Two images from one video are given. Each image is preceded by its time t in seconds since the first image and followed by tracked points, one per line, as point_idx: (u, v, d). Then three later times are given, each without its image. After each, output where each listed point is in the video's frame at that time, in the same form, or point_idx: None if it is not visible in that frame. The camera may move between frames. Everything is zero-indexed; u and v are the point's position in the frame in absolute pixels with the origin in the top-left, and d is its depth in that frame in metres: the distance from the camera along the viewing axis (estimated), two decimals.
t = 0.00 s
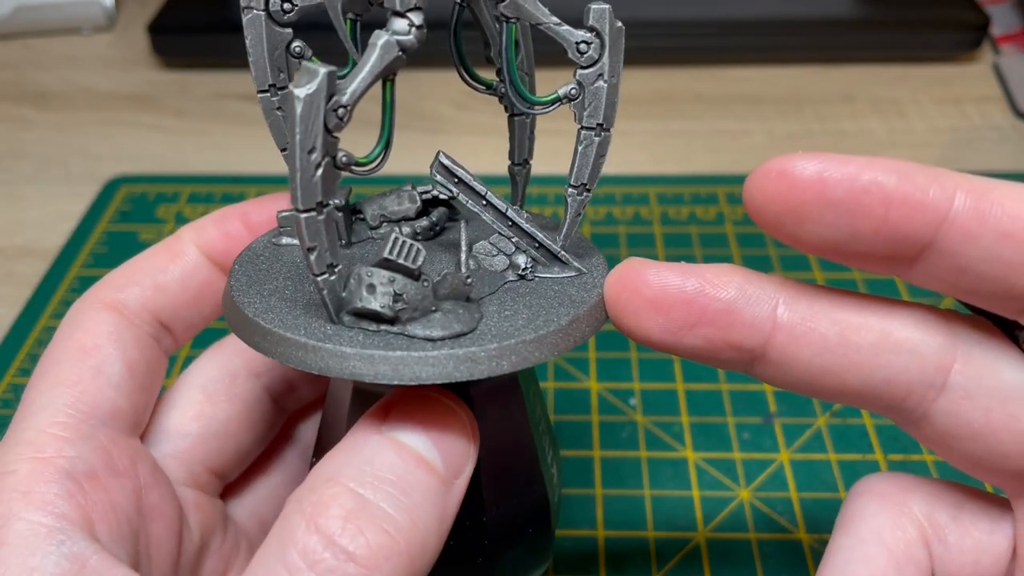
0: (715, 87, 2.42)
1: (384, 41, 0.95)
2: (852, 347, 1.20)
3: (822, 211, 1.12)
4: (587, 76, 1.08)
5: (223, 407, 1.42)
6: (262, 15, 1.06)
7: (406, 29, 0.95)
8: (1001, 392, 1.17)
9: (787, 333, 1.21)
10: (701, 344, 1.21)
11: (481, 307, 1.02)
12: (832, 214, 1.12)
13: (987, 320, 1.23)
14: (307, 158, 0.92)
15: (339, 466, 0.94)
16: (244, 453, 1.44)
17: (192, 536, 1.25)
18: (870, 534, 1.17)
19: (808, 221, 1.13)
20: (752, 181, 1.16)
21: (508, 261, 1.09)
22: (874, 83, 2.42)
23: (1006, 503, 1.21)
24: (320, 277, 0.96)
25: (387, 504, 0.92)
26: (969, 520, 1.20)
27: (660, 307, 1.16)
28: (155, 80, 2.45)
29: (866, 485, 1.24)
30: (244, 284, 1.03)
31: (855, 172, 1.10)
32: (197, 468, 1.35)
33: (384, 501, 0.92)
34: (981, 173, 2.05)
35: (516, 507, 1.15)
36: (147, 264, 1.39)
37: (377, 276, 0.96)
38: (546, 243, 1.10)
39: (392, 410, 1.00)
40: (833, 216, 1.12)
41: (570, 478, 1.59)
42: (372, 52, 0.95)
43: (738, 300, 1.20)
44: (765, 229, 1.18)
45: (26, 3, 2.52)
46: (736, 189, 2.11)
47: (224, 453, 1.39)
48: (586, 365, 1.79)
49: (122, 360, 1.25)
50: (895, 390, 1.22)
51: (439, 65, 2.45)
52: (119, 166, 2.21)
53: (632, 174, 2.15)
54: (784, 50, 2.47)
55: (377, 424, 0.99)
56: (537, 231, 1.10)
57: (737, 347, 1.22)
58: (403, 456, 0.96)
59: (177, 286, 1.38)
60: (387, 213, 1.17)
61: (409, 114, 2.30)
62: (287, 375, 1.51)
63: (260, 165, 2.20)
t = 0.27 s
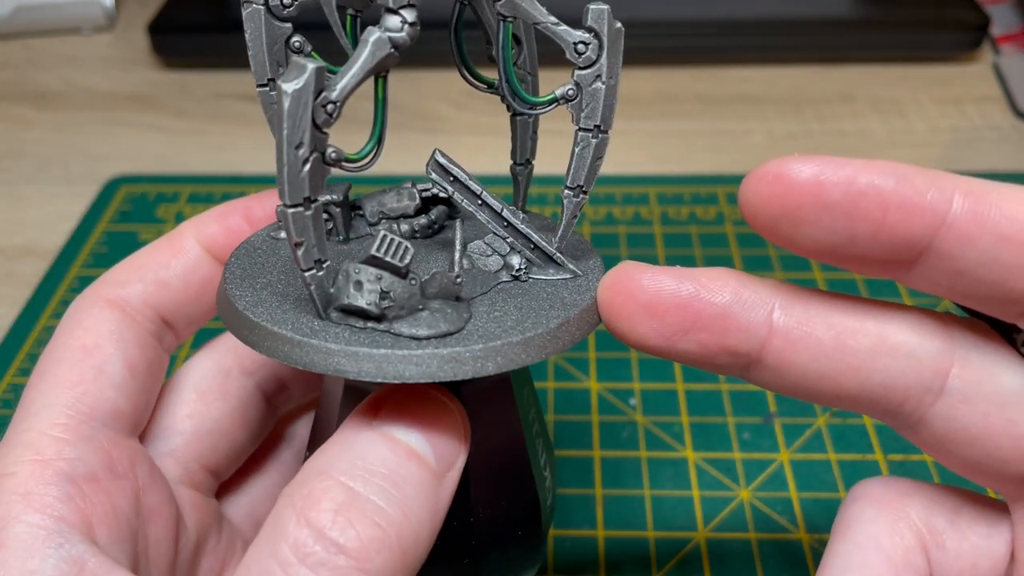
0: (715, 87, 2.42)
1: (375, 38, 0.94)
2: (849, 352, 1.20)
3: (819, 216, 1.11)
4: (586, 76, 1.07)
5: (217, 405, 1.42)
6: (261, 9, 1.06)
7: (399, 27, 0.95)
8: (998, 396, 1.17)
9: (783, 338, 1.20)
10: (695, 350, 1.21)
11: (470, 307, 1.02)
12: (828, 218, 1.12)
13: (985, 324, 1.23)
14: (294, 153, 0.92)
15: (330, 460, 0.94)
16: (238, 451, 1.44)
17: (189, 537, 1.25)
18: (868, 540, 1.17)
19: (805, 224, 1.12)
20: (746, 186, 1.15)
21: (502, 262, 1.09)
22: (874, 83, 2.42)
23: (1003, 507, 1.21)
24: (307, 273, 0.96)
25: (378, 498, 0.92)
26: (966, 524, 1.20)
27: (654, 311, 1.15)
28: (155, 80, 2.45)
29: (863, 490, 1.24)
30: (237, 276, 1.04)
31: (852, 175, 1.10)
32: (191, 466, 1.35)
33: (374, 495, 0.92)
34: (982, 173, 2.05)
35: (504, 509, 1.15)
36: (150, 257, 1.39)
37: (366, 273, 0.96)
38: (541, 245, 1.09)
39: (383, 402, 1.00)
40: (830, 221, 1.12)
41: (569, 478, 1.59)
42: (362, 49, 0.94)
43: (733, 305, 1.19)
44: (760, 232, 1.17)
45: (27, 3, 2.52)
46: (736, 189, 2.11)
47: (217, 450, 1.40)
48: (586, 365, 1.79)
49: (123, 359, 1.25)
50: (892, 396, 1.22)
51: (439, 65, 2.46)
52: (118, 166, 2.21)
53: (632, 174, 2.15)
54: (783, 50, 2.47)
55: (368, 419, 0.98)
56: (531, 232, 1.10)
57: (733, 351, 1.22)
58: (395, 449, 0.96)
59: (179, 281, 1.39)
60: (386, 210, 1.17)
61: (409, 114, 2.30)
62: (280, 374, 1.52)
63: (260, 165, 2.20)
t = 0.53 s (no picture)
0: (715, 87, 2.42)
1: (374, 35, 0.94)
2: (847, 354, 1.20)
3: (817, 218, 1.12)
4: (586, 78, 1.07)
5: (219, 406, 1.42)
6: (265, 8, 1.06)
7: (398, 25, 0.94)
8: (997, 398, 1.17)
9: (782, 340, 1.21)
10: (693, 352, 1.21)
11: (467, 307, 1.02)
12: (827, 219, 1.12)
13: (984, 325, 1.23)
14: (290, 150, 0.93)
15: (327, 458, 0.95)
16: (240, 452, 1.44)
17: (190, 537, 1.26)
18: (868, 542, 1.17)
19: (802, 226, 1.13)
20: (744, 187, 1.15)
21: (501, 263, 1.09)
22: (874, 83, 2.42)
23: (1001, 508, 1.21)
24: (303, 269, 0.96)
25: (373, 496, 0.92)
26: (965, 526, 1.20)
27: (653, 313, 1.16)
28: (155, 80, 2.45)
29: (862, 492, 1.23)
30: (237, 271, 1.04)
31: (849, 177, 1.10)
32: (193, 466, 1.35)
33: (370, 493, 0.92)
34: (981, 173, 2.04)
35: (500, 509, 1.14)
36: (156, 258, 1.39)
37: (363, 270, 0.96)
38: (540, 247, 1.09)
39: (378, 401, 1.00)
40: (828, 222, 1.12)
41: (569, 478, 1.59)
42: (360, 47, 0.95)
43: (731, 307, 1.20)
44: (759, 236, 1.18)
45: (27, 3, 2.52)
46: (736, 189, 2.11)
47: (219, 451, 1.40)
48: (586, 365, 1.79)
49: (128, 359, 1.25)
50: (891, 397, 1.22)
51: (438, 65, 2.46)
52: (118, 166, 2.21)
53: (631, 174, 2.15)
54: (783, 50, 2.47)
55: (365, 416, 0.99)
56: (529, 233, 1.09)
57: (731, 354, 1.22)
58: (391, 447, 0.96)
59: (185, 281, 1.39)
60: (387, 210, 1.17)
61: (409, 114, 2.30)
62: (282, 375, 1.52)
63: (259, 165, 2.20)
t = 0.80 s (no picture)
0: (715, 88, 2.42)
1: (399, 19, 0.95)
2: (861, 337, 1.21)
3: (832, 199, 1.12)
4: (598, 59, 1.08)
5: (231, 409, 1.42)
6: None
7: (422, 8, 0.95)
8: (1011, 384, 1.19)
9: (796, 322, 1.21)
10: (708, 331, 1.21)
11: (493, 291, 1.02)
12: (841, 201, 1.12)
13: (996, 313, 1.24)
14: (323, 136, 0.92)
15: (261, 441, 0.93)
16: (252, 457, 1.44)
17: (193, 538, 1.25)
18: (878, 538, 1.16)
19: (817, 207, 1.13)
20: (761, 169, 1.16)
21: (517, 247, 1.10)
22: (874, 83, 2.41)
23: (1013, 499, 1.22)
24: (335, 259, 0.95)
25: (309, 474, 0.90)
26: (977, 519, 1.19)
27: (670, 289, 1.16)
28: (155, 80, 2.45)
29: (875, 488, 1.23)
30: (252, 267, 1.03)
31: (865, 160, 1.11)
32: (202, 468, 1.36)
33: (306, 471, 0.90)
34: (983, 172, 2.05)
35: (526, 496, 1.13)
36: (149, 255, 1.39)
37: (395, 257, 0.97)
38: (555, 229, 1.10)
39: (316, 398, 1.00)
40: (842, 204, 1.12)
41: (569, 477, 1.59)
42: (389, 31, 0.95)
43: (748, 287, 1.19)
44: (772, 216, 1.18)
45: (26, 3, 2.52)
46: (735, 190, 2.12)
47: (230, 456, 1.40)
48: (586, 365, 1.79)
49: (120, 359, 1.25)
50: (903, 381, 1.23)
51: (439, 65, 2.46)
52: (118, 166, 2.21)
53: (632, 174, 2.15)
54: (782, 51, 2.47)
55: (306, 409, 0.98)
56: (543, 216, 1.10)
57: (745, 333, 1.22)
58: (321, 430, 0.95)
59: (177, 279, 1.39)
60: (393, 202, 1.17)
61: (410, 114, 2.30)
62: (298, 378, 1.49)
63: (260, 164, 2.20)
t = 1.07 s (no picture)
0: (715, 88, 2.42)
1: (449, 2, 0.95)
2: (869, 318, 1.23)
3: (846, 185, 1.13)
4: (598, 37, 1.10)
5: (222, 410, 1.42)
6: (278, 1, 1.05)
7: None
8: (1016, 371, 1.19)
9: (805, 298, 1.24)
10: (721, 302, 1.27)
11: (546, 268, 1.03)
12: (854, 188, 1.13)
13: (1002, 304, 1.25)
14: (403, 122, 0.89)
15: (327, 465, 0.93)
16: (242, 456, 1.44)
17: (182, 534, 1.26)
18: (885, 534, 1.16)
19: (831, 193, 1.15)
20: (778, 155, 1.17)
21: (539, 228, 1.12)
22: (875, 83, 2.42)
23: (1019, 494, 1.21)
24: (408, 249, 0.93)
25: (377, 505, 0.92)
26: (986, 513, 1.19)
27: (683, 259, 1.24)
28: (155, 80, 2.45)
29: (882, 487, 1.23)
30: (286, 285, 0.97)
31: (880, 148, 1.12)
32: (192, 471, 1.36)
33: (374, 502, 0.92)
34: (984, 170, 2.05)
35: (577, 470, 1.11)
36: (122, 252, 1.37)
37: (452, 242, 0.96)
38: (569, 207, 1.12)
39: (378, 405, 0.98)
40: (856, 191, 1.14)
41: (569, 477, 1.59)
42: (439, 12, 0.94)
43: (760, 261, 1.24)
44: (787, 201, 1.20)
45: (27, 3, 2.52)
46: (736, 190, 2.11)
47: (220, 457, 1.40)
48: (586, 365, 1.79)
49: (99, 356, 1.25)
50: (909, 364, 1.24)
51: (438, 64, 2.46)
52: (118, 166, 2.21)
53: (632, 175, 2.15)
54: (781, 50, 2.48)
55: (362, 419, 0.97)
56: (558, 196, 1.12)
57: (755, 307, 1.27)
58: (389, 454, 0.95)
59: (153, 279, 1.39)
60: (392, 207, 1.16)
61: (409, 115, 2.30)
62: (290, 380, 1.50)
63: (260, 164, 2.20)
